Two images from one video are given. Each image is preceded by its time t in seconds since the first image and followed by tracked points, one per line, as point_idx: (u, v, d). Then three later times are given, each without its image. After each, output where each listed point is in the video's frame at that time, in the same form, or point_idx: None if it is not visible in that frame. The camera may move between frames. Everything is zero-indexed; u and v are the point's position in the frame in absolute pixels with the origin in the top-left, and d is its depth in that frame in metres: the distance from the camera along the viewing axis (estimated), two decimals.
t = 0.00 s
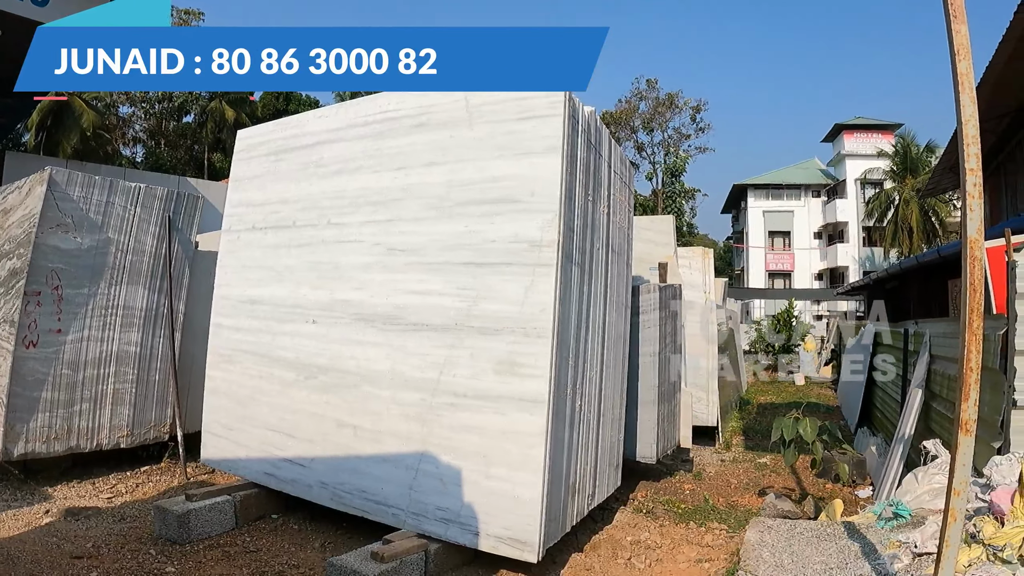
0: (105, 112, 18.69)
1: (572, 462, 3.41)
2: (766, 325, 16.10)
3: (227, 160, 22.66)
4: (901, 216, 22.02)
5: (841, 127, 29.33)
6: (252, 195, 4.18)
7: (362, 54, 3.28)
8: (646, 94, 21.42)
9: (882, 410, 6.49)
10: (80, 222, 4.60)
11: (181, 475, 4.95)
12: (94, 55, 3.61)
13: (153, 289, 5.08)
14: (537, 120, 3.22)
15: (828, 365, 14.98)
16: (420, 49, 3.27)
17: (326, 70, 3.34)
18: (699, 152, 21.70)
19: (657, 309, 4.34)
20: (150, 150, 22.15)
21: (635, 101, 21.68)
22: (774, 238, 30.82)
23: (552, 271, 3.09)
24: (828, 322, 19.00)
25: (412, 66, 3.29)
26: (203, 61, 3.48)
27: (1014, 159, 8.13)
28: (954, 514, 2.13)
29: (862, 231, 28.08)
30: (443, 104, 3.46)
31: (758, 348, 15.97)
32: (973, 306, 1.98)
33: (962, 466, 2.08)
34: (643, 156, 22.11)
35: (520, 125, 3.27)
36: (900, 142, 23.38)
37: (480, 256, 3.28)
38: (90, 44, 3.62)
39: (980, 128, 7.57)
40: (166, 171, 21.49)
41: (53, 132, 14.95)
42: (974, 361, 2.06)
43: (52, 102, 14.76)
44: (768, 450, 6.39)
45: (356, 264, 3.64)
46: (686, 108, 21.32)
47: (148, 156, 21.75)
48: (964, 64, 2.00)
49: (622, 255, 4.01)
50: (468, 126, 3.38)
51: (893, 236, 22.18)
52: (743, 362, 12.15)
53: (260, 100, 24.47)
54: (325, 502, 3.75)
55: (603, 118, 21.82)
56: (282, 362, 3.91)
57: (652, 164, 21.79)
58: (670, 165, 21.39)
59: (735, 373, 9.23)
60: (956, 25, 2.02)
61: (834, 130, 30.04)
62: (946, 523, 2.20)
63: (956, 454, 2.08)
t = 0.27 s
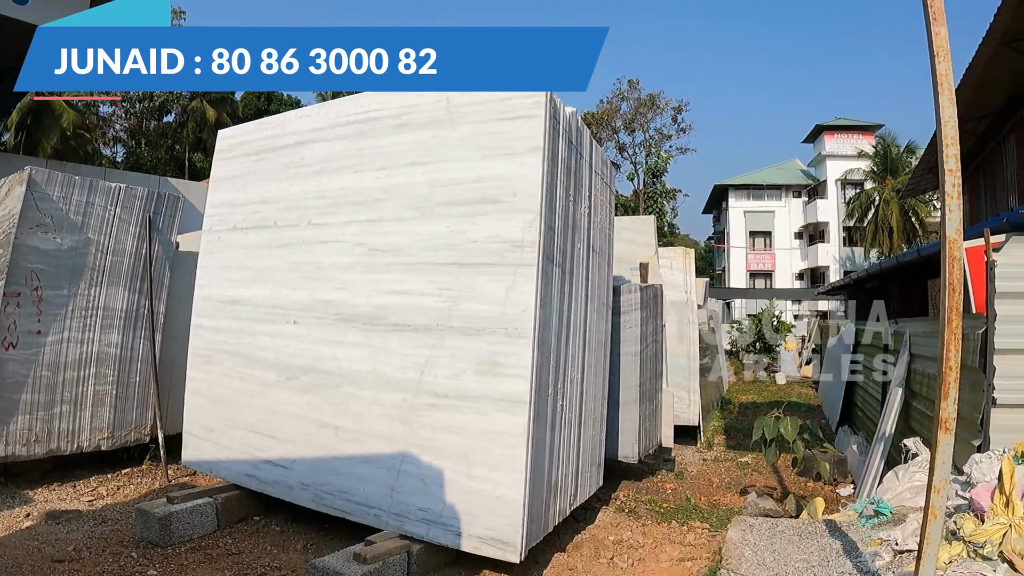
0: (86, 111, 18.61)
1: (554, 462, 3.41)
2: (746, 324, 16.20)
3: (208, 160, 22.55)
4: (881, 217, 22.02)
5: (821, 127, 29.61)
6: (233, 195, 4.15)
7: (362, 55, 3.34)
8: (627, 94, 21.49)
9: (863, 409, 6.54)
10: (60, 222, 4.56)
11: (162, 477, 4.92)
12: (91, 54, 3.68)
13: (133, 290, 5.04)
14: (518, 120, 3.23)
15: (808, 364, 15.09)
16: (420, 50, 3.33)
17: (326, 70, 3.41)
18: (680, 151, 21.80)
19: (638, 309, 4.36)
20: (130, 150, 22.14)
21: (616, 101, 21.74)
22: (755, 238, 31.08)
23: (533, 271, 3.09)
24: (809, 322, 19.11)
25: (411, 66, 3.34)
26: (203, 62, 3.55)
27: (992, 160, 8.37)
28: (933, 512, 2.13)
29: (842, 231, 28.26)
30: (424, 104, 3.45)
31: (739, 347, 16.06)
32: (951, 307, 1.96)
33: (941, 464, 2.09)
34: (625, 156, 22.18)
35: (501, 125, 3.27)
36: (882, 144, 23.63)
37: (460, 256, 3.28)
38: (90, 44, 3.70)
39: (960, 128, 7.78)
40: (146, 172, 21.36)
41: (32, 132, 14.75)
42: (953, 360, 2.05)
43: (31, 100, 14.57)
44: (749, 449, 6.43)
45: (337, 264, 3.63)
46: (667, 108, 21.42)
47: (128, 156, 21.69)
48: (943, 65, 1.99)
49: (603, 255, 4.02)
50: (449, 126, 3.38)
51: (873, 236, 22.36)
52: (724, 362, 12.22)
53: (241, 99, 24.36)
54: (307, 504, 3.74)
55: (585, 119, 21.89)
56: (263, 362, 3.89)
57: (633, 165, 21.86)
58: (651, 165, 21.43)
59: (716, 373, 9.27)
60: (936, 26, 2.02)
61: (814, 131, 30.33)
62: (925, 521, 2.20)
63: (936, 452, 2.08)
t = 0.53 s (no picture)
0: (64, 105, 18.72)
1: (530, 461, 3.41)
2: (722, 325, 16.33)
3: (185, 155, 22.46)
4: (856, 218, 22.44)
5: (797, 129, 29.86)
6: (209, 191, 4.12)
7: (362, 55, 3.29)
8: (605, 94, 21.59)
9: (837, 408, 6.62)
10: (33, 217, 4.49)
11: (137, 475, 4.87)
12: (91, 54, 3.54)
13: (108, 286, 4.98)
14: (496, 118, 3.22)
15: (783, 365, 15.23)
16: (420, 49, 3.28)
17: (326, 70, 3.33)
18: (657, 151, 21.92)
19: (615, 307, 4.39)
20: (106, 144, 22.28)
21: (594, 100, 21.82)
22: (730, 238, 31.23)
23: (509, 269, 3.09)
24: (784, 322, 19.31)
25: (411, 66, 3.30)
26: (203, 61, 3.38)
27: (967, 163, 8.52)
28: (909, 511, 2.17)
29: (818, 232, 28.48)
30: (402, 101, 3.44)
31: (715, 346, 16.20)
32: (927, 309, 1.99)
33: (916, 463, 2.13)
34: (602, 156, 22.27)
35: (478, 123, 3.26)
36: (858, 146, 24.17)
37: (437, 254, 3.27)
38: (90, 44, 3.56)
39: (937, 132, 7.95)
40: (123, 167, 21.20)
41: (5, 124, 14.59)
42: (928, 360, 2.08)
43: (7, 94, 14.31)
44: (724, 448, 6.49)
45: (313, 261, 3.62)
46: (645, 108, 21.56)
47: (103, 152, 21.51)
48: (922, 70, 2.01)
49: (580, 254, 4.04)
50: (427, 123, 3.37)
51: (848, 237, 22.66)
52: (700, 362, 12.29)
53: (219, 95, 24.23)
54: (283, 502, 3.71)
55: (563, 118, 21.98)
56: (238, 360, 3.87)
57: (610, 164, 21.95)
58: (628, 165, 21.34)
59: (692, 372, 9.32)
60: (915, 31, 2.03)
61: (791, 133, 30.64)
62: (901, 519, 2.24)
63: (911, 451, 2.12)
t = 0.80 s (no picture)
0: (32, 100, 18.39)
1: (501, 461, 3.40)
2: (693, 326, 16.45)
3: (155, 153, 22.34)
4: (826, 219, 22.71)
5: (767, 130, 30.01)
6: (178, 189, 4.09)
7: (362, 55, 3.40)
8: (576, 94, 21.67)
9: (807, 407, 6.74)
10: None
11: (106, 478, 4.81)
12: (91, 54, 3.64)
13: (76, 285, 4.91)
14: (467, 118, 3.22)
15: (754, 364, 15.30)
16: (419, 50, 3.39)
17: (326, 70, 3.45)
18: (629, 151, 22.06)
19: (585, 307, 4.45)
20: (74, 141, 22.04)
21: (565, 101, 21.89)
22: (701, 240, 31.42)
23: (479, 270, 3.09)
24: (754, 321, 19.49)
25: (411, 65, 3.39)
26: (203, 62, 3.48)
27: (936, 166, 8.70)
28: (878, 509, 2.16)
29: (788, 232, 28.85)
30: (374, 100, 3.43)
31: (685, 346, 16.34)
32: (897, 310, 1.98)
33: (885, 463, 2.10)
34: (573, 156, 22.36)
35: (450, 123, 3.26)
36: (827, 148, 24.29)
37: (408, 253, 3.26)
38: (90, 44, 3.66)
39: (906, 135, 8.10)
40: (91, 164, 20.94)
41: None
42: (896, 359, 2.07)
43: None
44: (695, 447, 6.58)
45: (284, 261, 3.60)
46: (616, 109, 21.66)
47: (72, 149, 21.27)
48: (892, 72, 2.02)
49: (551, 255, 4.08)
50: (398, 122, 3.36)
51: (818, 238, 22.94)
52: (671, 362, 12.36)
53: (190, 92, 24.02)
54: (253, 504, 3.68)
55: (534, 118, 22.00)
56: (208, 360, 3.84)
57: (581, 165, 22.02)
58: (599, 165, 21.59)
59: (663, 372, 9.41)
60: (885, 34, 2.04)
61: (760, 134, 31.03)
62: (870, 517, 2.23)
63: (881, 450, 2.09)
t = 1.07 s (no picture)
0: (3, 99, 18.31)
1: (475, 463, 3.39)
2: (666, 327, 16.43)
3: (128, 153, 22.24)
4: (798, 221, 23.06)
5: (740, 133, 30.19)
6: (150, 189, 4.07)
7: (361, 52, 2.59)
8: (550, 95, 21.78)
9: (779, 406, 6.85)
10: None
11: (78, 482, 4.75)
12: (91, 53, 2.75)
13: (47, 286, 4.85)
14: (441, 119, 3.22)
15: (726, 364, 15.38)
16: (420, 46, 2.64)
17: (325, 72, 2.57)
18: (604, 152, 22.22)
19: (558, 309, 4.51)
20: (46, 141, 21.80)
21: (540, 102, 21.98)
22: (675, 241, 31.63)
23: (453, 270, 3.08)
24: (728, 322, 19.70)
25: (411, 67, 2.64)
26: (203, 61, 2.65)
27: (908, 169, 8.86)
28: (851, 508, 2.18)
29: (761, 233, 29.16)
30: (347, 99, 3.42)
31: (658, 347, 16.50)
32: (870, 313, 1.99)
33: (858, 461, 2.13)
34: (547, 157, 22.47)
35: (424, 123, 3.25)
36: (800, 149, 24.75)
37: (381, 254, 3.24)
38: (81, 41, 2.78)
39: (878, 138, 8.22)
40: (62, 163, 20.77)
41: None
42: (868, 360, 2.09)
43: None
44: (668, 447, 6.66)
45: (256, 261, 3.58)
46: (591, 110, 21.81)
47: (43, 148, 20.98)
48: (864, 75, 2.01)
49: (524, 256, 4.12)
50: (372, 123, 3.35)
51: (790, 240, 23.24)
52: (644, 362, 12.42)
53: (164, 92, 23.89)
54: (226, 506, 3.64)
55: (509, 119, 22.06)
56: (180, 362, 3.80)
57: (556, 166, 22.12)
58: (573, 166, 21.82)
59: (636, 373, 9.51)
60: (858, 37, 2.03)
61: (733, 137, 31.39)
62: (843, 515, 2.25)
63: (853, 449, 2.12)
